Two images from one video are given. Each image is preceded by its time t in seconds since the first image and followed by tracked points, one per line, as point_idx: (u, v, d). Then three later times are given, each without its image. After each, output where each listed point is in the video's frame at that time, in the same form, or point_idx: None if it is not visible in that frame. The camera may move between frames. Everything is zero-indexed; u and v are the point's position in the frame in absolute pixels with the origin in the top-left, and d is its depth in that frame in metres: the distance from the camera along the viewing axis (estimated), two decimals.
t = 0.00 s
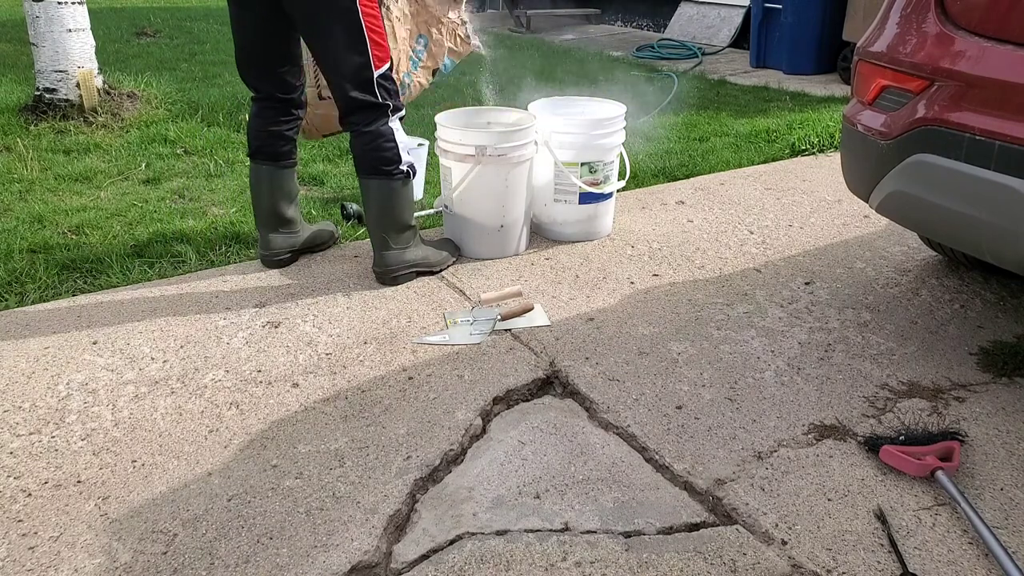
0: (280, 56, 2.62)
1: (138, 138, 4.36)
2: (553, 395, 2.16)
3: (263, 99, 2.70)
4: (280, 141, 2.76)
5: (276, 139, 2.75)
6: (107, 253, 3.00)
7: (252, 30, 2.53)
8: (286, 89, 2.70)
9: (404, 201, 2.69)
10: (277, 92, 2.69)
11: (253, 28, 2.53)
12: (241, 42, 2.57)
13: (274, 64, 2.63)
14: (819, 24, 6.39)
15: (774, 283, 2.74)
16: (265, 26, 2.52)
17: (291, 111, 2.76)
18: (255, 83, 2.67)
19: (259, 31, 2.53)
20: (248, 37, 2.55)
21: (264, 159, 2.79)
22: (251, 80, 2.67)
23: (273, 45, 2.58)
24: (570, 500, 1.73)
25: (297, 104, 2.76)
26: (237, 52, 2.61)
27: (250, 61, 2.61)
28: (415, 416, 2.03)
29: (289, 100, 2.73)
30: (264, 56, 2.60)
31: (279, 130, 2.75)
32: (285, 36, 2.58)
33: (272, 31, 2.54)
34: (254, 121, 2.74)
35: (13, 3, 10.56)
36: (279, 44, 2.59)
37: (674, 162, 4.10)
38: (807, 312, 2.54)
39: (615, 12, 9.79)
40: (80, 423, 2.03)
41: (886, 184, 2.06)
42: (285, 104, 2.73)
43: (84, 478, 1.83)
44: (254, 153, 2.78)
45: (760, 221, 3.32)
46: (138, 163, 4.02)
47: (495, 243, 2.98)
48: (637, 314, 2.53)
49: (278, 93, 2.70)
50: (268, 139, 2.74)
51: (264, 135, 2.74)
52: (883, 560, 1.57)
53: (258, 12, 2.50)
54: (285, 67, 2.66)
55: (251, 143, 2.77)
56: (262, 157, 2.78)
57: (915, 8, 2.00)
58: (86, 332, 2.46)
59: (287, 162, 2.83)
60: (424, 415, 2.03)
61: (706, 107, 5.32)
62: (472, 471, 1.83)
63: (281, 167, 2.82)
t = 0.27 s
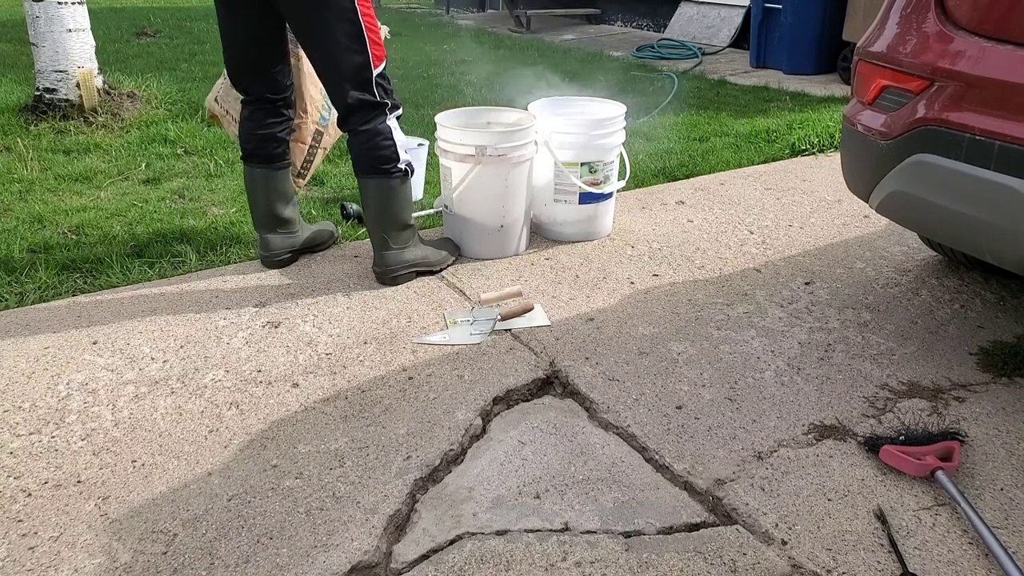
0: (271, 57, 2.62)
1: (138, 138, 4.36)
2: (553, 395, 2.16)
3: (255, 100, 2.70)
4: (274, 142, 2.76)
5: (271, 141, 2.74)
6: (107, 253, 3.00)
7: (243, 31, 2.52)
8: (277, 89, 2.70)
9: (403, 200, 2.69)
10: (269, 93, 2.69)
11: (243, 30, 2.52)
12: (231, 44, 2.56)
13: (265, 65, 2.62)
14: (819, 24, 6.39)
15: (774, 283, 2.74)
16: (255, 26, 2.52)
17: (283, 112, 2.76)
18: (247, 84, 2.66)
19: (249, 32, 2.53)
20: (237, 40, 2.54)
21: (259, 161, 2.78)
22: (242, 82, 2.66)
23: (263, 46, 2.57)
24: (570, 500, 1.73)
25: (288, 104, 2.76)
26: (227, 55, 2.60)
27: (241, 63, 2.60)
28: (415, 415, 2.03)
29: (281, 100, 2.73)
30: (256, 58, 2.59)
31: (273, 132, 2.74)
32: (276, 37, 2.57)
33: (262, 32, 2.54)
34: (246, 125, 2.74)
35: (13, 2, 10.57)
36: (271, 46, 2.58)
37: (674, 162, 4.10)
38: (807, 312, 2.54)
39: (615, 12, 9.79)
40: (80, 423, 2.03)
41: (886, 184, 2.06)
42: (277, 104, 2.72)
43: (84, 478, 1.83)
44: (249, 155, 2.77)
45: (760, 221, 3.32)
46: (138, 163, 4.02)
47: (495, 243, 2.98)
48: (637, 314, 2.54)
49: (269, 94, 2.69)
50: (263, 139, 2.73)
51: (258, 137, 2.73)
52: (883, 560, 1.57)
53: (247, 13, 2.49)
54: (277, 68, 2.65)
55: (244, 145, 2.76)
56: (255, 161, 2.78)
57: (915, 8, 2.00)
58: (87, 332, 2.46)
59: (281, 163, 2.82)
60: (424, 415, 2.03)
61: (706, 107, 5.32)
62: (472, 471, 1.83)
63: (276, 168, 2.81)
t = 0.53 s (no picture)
0: (264, 57, 2.61)
1: (138, 138, 4.36)
2: (553, 395, 2.16)
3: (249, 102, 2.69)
4: (271, 143, 2.76)
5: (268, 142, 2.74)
6: (107, 253, 3.01)
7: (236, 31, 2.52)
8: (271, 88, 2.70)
9: (403, 198, 2.68)
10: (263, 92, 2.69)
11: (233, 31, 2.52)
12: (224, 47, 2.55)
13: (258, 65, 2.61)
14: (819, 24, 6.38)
15: (774, 283, 2.74)
16: (246, 27, 2.51)
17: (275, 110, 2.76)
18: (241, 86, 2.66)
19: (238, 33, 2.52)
20: (230, 40, 2.54)
21: (255, 162, 2.78)
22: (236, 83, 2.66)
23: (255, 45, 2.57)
24: (571, 500, 1.73)
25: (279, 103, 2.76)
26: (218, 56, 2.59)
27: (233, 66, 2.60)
28: (415, 416, 2.03)
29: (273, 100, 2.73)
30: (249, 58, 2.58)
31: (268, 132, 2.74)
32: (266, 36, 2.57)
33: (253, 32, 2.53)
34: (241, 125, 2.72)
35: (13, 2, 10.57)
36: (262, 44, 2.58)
37: (674, 162, 4.10)
38: (807, 312, 2.54)
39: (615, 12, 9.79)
40: (80, 423, 2.03)
41: (886, 184, 2.06)
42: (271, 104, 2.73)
43: (84, 478, 1.83)
44: (244, 157, 2.77)
45: (760, 221, 3.32)
46: (138, 163, 4.02)
47: (495, 243, 2.98)
48: (637, 314, 2.53)
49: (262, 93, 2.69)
50: (260, 140, 2.73)
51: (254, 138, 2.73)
52: (883, 560, 1.57)
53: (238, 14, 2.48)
54: (269, 68, 2.65)
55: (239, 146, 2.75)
56: (251, 161, 2.78)
57: (915, 8, 2.00)
58: (87, 332, 2.46)
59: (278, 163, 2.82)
60: (424, 415, 2.03)
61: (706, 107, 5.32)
62: (472, 471, 1.83)
63: (272, 169, 2.81)
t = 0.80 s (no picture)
0: (262, 57, 2.61)
1: (139, 139, 4.36)
2: (553, 395, 2.16)
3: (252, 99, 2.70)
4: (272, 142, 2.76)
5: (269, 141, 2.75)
6: (107, 253, 3.01)
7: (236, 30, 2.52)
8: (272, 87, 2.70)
9: (404, 198, 2.69)
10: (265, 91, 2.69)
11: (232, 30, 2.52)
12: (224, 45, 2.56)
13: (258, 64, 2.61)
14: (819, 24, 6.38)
15: (774, 283, 2.74)
16: (245, 27, 2.52)
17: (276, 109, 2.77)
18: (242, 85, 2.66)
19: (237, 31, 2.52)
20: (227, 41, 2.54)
21: (257, 161, 2.78)
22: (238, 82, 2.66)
23: (256, 45, 2.56)
24: (571, 500, 1.73)
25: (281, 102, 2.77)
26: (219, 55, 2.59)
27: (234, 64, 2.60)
28: (415, 416, 2.03)
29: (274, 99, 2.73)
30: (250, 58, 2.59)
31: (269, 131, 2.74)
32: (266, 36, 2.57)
33: (253, 32, 2.54)
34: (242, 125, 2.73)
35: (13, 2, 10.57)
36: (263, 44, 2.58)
37: (674, 162, 4.10)
38: (807, 312, 2.54)
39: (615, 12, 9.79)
40: (80, 423, 2.03)
41: (886, 184, 2.05)
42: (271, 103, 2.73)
43: (84, 478, 1.83)
44: (245, 156, 2.77)
45: (760, 221, 3.32)
46: (138, 163, 4.02)
47: (496, 243, 2.98)
48: (637, 314, 2.53)
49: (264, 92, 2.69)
50: (261, 140, 2.74)
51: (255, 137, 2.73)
52: (883, 560, 1.57)
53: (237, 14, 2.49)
54: (269, 67, 2.65)
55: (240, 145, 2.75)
56: (253, 160, 2.78)
57: (915, 8, 2.00)
58: (86, 332, 2.46)
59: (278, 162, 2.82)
60: (424, 415, 2.03)
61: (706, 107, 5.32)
62: (472, 471, 1.83)
63: (273, 168, 2.81)
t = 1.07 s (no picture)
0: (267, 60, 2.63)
1: (139, 138, 4.36)
2: (553, 395, 2.16)
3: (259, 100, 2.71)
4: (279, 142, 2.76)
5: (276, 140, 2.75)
6: (107, 253, 3.01)
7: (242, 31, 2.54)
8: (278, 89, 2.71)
9: (403, 204, 2.69)
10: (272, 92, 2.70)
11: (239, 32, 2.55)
12: (231, 48, 2.57)
13: (264, 66, 2.63)
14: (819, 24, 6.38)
15: (775, 283, 2.74)
16: (252, 27, 2.55)
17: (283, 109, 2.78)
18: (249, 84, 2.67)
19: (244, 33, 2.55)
20: (232, 42, 2.57)
21: (262, 160, 2.78)
22: (245, 82, 2.67)
23: (263, 47, 2.59)
24: (571, 500, 1.73)
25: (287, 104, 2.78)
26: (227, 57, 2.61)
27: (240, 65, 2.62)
28: (415, 416, 2.03)
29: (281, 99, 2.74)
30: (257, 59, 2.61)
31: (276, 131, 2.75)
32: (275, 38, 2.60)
33: (262, 32, 2.57)
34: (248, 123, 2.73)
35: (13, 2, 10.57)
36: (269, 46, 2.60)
37: (674, 162, 4.10)
38: (807, 312, 2.54)
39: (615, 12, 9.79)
40: (80, 423, 2.03)
41: (886, 184, 2.05)
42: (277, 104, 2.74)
43: (84, 478, 1.83)
44: (250, 155, 2.77)
45: (761, 221, 3.32)
46: (138, 163, 4.02)
47: (496, 243, 2.98)
48: (638, 314, 2.53)
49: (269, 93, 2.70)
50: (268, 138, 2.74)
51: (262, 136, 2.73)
52: (883, 560, 1.57)
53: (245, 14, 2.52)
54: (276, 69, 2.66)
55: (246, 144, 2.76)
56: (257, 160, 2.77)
57: (915, 8, 2.00)
58: (87, 332, 2.46)
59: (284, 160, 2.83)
60: (424, 415, 2.03)
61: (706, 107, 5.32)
62: (472, 471, 1.83)
63: (278, 167, 2.82)
